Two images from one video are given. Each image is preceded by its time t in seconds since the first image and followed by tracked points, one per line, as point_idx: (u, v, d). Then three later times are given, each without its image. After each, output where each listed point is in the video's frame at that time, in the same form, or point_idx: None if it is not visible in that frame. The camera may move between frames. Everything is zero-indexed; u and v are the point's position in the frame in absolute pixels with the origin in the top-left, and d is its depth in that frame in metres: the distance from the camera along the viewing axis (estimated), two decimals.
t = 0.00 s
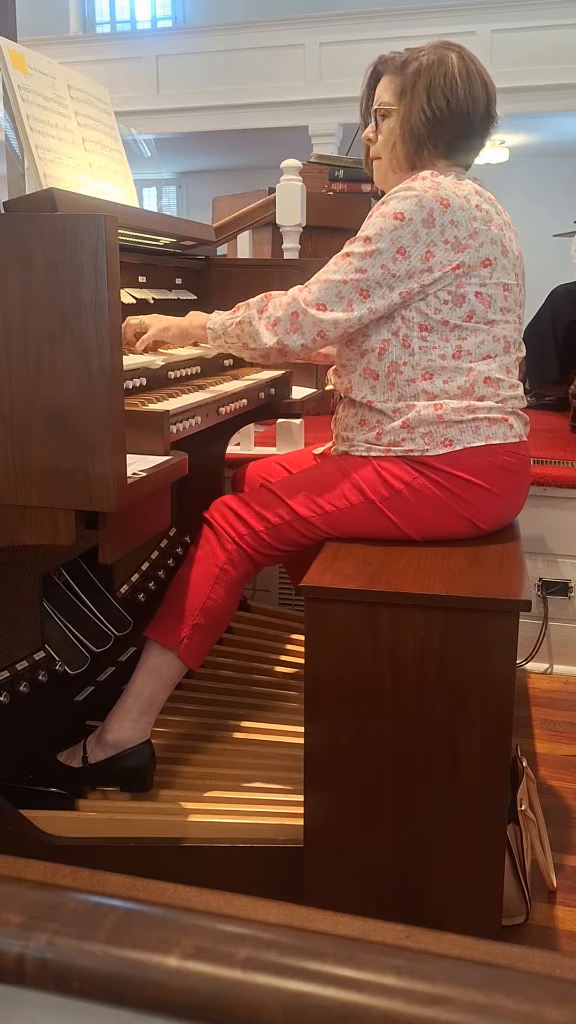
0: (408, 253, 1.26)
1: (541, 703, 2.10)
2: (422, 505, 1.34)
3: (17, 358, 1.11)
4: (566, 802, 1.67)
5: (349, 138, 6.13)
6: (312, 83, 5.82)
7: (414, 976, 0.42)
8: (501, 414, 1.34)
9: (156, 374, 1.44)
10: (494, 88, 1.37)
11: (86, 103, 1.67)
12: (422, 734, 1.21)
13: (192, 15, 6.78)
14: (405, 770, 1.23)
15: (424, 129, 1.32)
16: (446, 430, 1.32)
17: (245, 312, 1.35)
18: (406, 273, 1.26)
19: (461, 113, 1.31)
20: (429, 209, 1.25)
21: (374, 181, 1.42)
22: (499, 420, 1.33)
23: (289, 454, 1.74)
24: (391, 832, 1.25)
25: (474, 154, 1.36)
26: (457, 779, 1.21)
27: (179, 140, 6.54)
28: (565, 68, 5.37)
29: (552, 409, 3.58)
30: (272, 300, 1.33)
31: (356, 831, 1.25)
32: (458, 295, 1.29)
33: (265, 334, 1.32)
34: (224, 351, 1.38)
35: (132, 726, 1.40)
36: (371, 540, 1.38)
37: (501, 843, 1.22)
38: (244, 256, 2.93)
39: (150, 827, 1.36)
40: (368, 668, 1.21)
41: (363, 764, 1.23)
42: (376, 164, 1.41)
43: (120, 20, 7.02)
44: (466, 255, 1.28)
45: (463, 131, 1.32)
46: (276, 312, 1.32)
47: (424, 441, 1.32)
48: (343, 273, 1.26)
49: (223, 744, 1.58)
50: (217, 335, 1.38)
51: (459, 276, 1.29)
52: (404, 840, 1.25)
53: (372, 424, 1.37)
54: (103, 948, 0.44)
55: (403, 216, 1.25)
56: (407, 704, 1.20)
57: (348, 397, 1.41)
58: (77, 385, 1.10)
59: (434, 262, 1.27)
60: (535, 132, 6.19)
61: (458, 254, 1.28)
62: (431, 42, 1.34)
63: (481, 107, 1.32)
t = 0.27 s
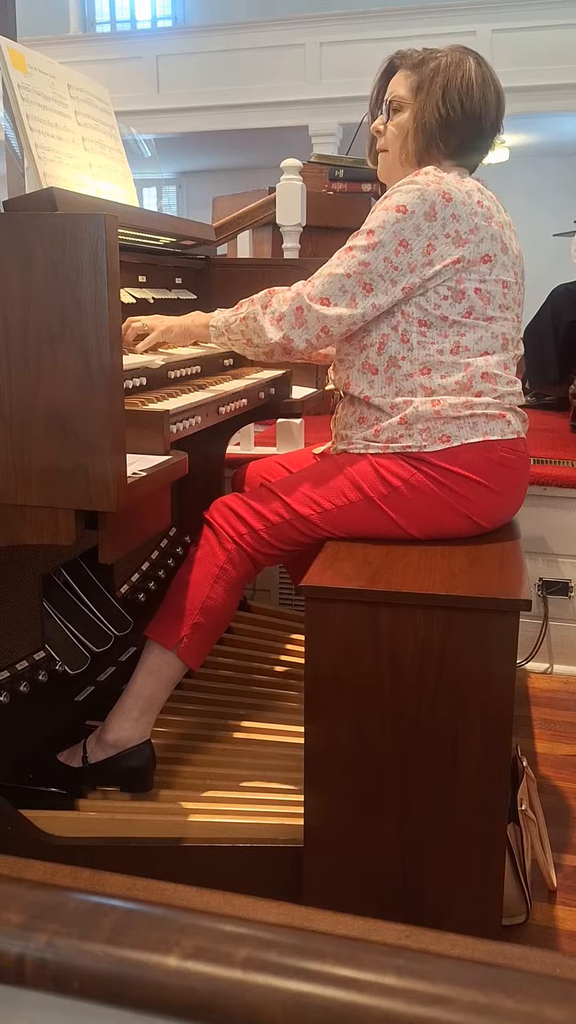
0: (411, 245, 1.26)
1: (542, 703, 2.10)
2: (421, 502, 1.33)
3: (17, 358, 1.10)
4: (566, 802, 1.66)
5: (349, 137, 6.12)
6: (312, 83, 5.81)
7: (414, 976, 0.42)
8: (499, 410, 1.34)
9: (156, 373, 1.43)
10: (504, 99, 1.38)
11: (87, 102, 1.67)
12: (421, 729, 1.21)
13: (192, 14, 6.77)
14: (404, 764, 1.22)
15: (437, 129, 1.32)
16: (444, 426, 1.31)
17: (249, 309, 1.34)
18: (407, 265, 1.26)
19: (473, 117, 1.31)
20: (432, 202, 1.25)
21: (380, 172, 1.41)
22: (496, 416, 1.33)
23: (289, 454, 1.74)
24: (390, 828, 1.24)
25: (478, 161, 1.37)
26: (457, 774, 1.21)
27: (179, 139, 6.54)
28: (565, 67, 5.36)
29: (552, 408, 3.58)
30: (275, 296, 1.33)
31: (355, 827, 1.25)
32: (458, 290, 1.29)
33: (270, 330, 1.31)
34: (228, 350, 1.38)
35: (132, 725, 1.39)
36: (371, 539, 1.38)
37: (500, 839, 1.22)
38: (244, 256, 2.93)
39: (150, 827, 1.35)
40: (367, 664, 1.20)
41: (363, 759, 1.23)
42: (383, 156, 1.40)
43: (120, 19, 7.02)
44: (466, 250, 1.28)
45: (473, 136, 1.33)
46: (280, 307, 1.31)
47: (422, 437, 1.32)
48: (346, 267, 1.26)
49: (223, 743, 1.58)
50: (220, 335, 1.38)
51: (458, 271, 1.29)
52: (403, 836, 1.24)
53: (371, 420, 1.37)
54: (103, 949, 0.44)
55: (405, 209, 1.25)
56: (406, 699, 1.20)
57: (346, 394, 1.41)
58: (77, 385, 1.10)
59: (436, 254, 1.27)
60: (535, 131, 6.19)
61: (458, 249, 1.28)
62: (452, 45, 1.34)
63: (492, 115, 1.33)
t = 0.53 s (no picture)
0: (410, 242, 1.26)
1: (541, 703, 2.10)
2: (420, 501, 1.33)
3: (16, 358, 1.10)
4: (565, 802, 1.66)
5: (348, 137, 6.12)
6: (311, 82, 5.81)
7: (413, 976, 0.42)
8: (500, 411, 1.34)
9: (155, 373, 1.43)
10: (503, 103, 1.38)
11: (86, 102, 1.67)
12: (421, 727, 1.21)
13: (191, 14, 6.77)
14: (405, 762, 1.22)
15: (436, 129, 1.31)
16: (444, 427, 1.31)
17: (249, 309, 1.34)
18: (407, 263, 1.26)
19: (472, 119, 1.31)
20: (431, 199, 1.25)
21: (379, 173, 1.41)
22: (497, 417, 1.33)
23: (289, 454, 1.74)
24: (391, 826, 1.24)
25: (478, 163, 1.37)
26: (458, 772, 1.21)
27: (178, 139, 6.54)
28: (563, 66, 5.37)
29: (551, 408, 3.59)
30: (276, 297, 1.33)
31: (356, 825, 1.25)
32: (459, 287, 1.29)
33: (271, 329, 1.31)
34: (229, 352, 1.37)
35: (131, 725, 1.39)
36: (370, 539, 1.38)
37: (501, 836, 1.22)
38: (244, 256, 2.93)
39: (149, 827, 1.35)
40: (368, 662, 1.20)
41: (364, 757, 1.23)
42: (382, 157, 1.40)
43: (120, 19, 7.02)
44: (465, 247, 1.28)
45: (472, 137, 1.32)
46: (281, 307, 1.31)
47: (423, 438, 1.32)
48: (346, 265, 1.26)
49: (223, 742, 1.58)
50: (221, 336, 1.37)
51: (458, 268, 1.29)
52: (405, 834, 1.24)
53: (372, 421, 1.37)
54: (101, 949, 0.44)
55: (404, 206, 1.24)
56: (407, 697, 1.20)
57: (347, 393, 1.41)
58: (77, 385, 1.10)
59: (435, 250, 1.27)
60: (534, 131, 6.19)
61: (458, 246, 1.28)
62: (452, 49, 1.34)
63: (491, 118, 1.33)
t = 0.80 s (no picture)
0: (412, 241, 1.26)
1: (541, 702, 2.10)
2: (421, 501, 1.33)
3: (16, 359, 1.11)
4: (565, 801, 1.66)
5: (348, 136, 6.12)
6: (310, 82, 5.81)
7: (414, 978, 0.42)
8: (500, 412, 1.34)
9: (155, 373, 1.43)
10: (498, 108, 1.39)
11: (86, 102, 1.67)
12: (423, 726, 1.21)
13: (191, 13, 6.76)
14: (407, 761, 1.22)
15: (432, 131, 1.31)
16: (445, 428, 1.31)
17: (254, 314, 1.34)
18: (410, 262, 1.26)
19: (468, 121, 1.31)
20: (431, 198, 1.26)
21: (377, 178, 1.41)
22: (498, 418, 1.33)
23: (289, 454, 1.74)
24: (393, 825, 1.24)
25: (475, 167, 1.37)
26: (460, 770, 1.21)
27: (178, 139, 6.54)
28: (563, 65, 5.37)
29: (551, 408, 3.60)
30: (280, 300, 1.33)
31: (358, 823, 1.25)
32: (460, 285, 1.29)
33: (276, 333, 1.31)
34: (233, 357, 1.38)
35: (132, 725, 1.39)
36: (370, 539, 1.38)
37: (503, 834, 1.22)
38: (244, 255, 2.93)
39: (150, 827, 1.36)
40: (369, 662, 1.20)
41: (366, 756, 1.23)
42: (379, 162, 1.40)
43: (119, 19, 7.02)
44: (466, 245, 1.28)
45: (469, 139, 1.32)
46: (285, 311, 1.31)
47: (423, 439, 1.32)
48: (349, 266, 1.26)
49: (224, 742, 1.59)
50: (225, 342, 1.38)
51: (460, 266, 1.29)
52: (406, 833, 1.24)
53: (372, 421, 1.38)
54: (102, 950, 0.44)
55: (405, 205, 1.25)
56: (409, 696, 1.20)
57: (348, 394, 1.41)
58: (77, 385, 1.10)
59: (437, 248, 1.27)
60: (533, 131, 6.19)
61: (459, 244, 1.28)
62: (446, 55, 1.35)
63: (487, 121, 1.33)
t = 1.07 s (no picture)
0: (419, 241, 1.25)
1: (541, 701, 2.10)
2: (420, 500, 1.34)
3: (16, 359, 1.11)
4: (564, 800, 1.67)
5: (348, 135, 6.12)
6: (310, 81, 5.81)
7: (413, 977, 0.42)
8: (499, 410, 1.34)
9: (155, 373, 1.43)
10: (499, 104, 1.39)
11: (85, 101, 1.67)
12: (423, 726, 1.21)
13: (190, 12, 6.76)
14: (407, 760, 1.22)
15: (434, 128, 1.32)
16: (443, 426, 1.32)
17: (262, 313, 1.33)
18: (416, 263, 1.26)
19: (469, 119, 1.31)
20: (435, 196, 1.26)
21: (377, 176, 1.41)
22: (496, 416, 1.34)
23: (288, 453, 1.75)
24: (392, 824, 1.24)
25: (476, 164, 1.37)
26: (461, 771, 1.21)
27: (178, 138, 6.53)
28: (562, 65, 5.37)
29: (551, 407, 3.60)
30: (289, 300, 1.31)
31: (357, 822, 1.25)
32: (462, 286, 1.30)
33: (284, 333, 1.30)
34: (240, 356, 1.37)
35: (133, 724, 1.40)
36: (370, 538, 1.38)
37: (502, 834, 1.22)
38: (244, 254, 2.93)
39: (150, 826, 1.36)
40: (369, 661, 1.20)
41: (365, 755, 1.23)
42: (379, 160, 1.40)
43: (119, 18, 7.01)
44: (469, 245, 1.29)
45: (470, 138, 1.32)
46: (293, 312, 1.30)
47: (422, 436, 1.32)
48: (356, 267, 1.25)
49: (224, 741, 1.59)
50: (231, 339, 1.37)
51: (462, 267, 1.29)
52: (406, 832, 1.24)
53: (371, 419, 1.37)
54: (102, 950, 0.44)
55: (411, 204, 1.24)
56: (409, 695, 1.20)
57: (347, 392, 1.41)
58: (76, 386, 1.10)
59: (442, 249, 1.27)
60: (533, 130, 6.19)
61: (462, 245, 1.28)
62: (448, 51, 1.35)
63: (488, 120, 1.33)
